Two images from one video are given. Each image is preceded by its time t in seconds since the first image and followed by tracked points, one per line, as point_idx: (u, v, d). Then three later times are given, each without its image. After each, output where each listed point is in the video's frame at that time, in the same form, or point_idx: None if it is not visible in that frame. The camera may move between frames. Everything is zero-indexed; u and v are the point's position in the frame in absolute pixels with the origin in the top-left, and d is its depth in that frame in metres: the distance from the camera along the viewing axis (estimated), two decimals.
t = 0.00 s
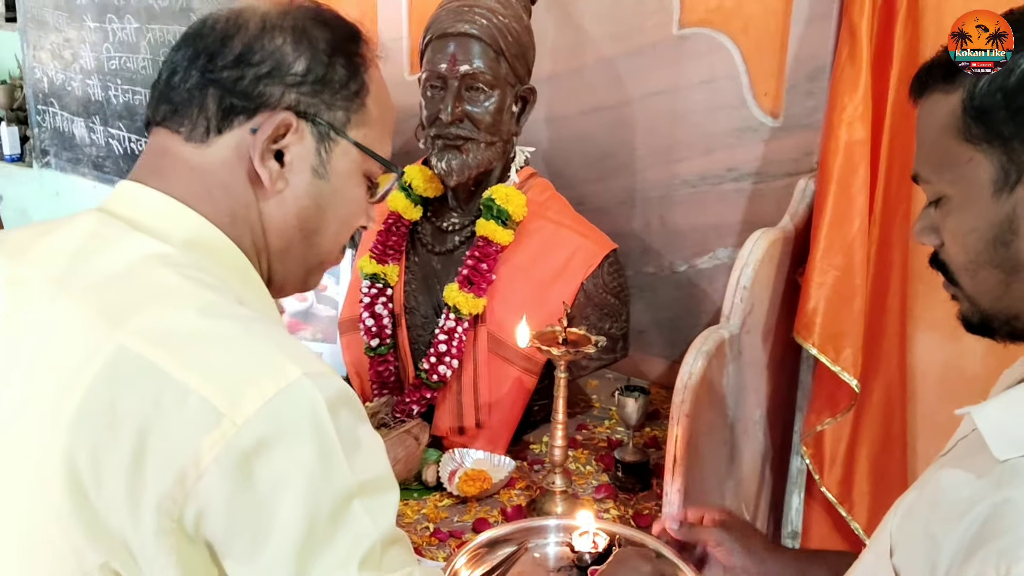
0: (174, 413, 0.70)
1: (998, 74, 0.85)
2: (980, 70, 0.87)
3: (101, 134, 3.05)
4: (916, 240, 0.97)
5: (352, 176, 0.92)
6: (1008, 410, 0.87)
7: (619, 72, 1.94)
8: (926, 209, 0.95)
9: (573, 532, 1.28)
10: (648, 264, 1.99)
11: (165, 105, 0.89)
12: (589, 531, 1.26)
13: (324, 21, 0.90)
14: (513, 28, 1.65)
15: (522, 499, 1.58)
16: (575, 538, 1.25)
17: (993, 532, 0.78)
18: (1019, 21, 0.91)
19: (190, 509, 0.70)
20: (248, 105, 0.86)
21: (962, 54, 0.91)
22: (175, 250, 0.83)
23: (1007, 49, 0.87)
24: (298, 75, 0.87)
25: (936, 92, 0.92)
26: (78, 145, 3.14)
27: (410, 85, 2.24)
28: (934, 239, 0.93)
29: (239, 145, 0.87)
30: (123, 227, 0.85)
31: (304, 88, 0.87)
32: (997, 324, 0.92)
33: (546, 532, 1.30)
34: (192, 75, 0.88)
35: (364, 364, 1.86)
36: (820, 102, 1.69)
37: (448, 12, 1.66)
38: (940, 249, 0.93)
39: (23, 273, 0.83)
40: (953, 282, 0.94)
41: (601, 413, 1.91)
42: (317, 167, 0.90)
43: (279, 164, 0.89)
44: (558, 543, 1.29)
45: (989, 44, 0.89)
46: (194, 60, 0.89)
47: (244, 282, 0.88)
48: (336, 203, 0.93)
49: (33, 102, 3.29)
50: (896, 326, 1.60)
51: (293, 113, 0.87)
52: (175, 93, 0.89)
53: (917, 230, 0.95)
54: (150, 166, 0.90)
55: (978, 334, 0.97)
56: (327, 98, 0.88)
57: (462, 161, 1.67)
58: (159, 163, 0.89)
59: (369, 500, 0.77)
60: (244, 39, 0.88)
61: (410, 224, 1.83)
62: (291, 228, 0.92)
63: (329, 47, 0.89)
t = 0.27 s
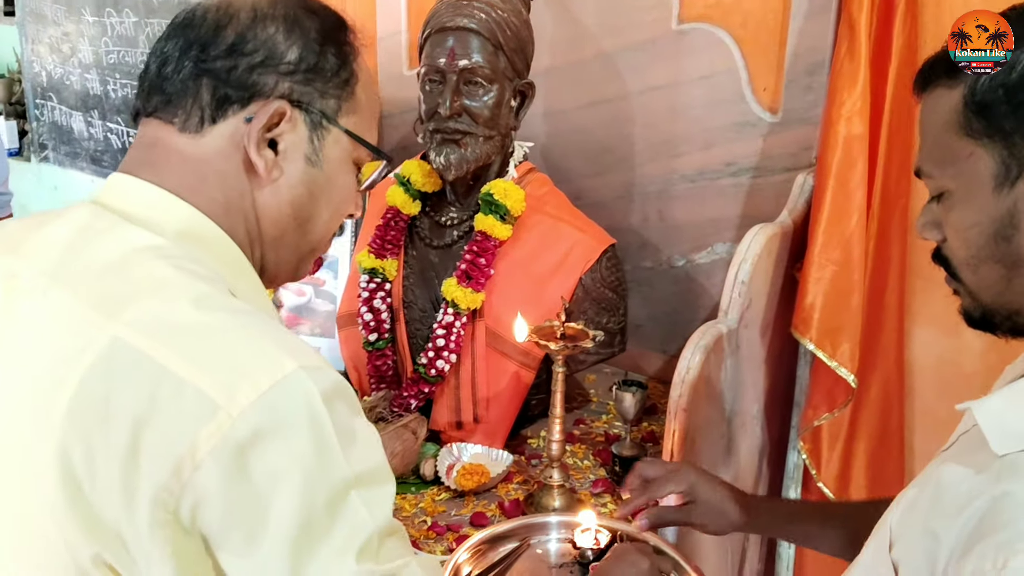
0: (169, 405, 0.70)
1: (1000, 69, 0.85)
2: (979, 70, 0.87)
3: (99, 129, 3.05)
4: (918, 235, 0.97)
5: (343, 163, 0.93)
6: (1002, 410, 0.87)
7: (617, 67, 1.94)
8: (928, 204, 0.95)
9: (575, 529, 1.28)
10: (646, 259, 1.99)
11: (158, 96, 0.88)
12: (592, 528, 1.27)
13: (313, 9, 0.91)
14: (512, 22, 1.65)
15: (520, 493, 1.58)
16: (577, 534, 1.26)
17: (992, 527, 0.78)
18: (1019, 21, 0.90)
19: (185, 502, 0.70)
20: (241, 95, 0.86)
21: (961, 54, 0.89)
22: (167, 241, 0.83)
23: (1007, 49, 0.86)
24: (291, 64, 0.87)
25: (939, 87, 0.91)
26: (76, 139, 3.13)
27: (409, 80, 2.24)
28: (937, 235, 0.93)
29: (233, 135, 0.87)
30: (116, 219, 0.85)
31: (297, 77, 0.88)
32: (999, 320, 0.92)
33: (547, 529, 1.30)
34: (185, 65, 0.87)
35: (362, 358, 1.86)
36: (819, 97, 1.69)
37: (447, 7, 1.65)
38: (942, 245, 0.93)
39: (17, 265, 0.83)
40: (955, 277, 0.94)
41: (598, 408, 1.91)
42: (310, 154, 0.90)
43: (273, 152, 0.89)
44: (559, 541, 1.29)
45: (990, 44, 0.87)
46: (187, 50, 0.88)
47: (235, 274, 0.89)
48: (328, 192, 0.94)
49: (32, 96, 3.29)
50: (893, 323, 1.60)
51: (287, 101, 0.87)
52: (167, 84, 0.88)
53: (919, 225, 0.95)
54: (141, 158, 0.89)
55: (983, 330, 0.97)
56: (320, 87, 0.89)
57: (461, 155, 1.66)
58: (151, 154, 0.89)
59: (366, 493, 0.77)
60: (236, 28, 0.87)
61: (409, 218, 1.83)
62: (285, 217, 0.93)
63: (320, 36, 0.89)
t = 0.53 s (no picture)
0: (162, 400, 0.70)
1: (1009, 65, 0.84)
2: (981, 70, 0.86)
3: (97, 124, 3.05)
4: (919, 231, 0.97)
5: (335, 156, 0.93)
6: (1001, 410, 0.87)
7: (616, 63, 1.94)
8: (930, 200, 0.95)
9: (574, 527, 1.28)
10: (643, 255, 2.00)
11: (148, 89, 0.88)
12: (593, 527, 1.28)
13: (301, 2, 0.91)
14: (510, 18, 1.65)
15: (517, 489, 1.59)
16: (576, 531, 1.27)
17: (997, 528, 0.78)
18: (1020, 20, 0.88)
19: (179, 497, 0.70)
20: (231, 87, 0.86)
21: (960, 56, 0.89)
22: (159, 236, 0.83)
23: (1007, 49, 0.85)
24: (280, 57, 0.88)
25: (942, 84, 0.91)
26: (74, 135, 3.13)
27: (406, 76, 2.24)
28: (939, 231, 0.93)
29: (223, 127, 0.87)
30: (107, 212, 0.85)
31: (287, 69, 0.88)
32: (999, 315, 0.92)
33: (548, 527, 1.30)
34: (173, 58, 0.87)
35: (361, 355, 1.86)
36: (817, 93, 1.69)
37: (444, 2, 1.65)
38: (944, 241, 0.93)
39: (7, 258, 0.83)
40: (956, 274, 0.94)
41: (596, 404, 1.91)
42: (300, 146, 0.90)
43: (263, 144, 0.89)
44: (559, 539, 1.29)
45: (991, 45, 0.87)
46: (175, 43, 0.88)
47: (226, 267, 0.89)
48: (320, 184, 0.94)
49: (30, 92, 3.28)
50: (891, 322, 1.59)
51: (277, 94, 0.88)
52: (156, 77, 0.88)
53: (920, 222, 0.95)
54: (132, 151, 0.89)
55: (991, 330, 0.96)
56: (309, 79, 0.89)
57: (459, 151, 1.66)
58: (141, 148, 0.89)
59: (362, 485, 0.77)
60: (225, 20, 0.87)
61: (407, 214, 1.83)
62: (277, 210, 0.93)
63: (309, 28, 0.90)
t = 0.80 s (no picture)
0: (157, 397, 0.71)
1: (1009, 66, 0.84)
2: (981, 70, 0.87)
3: (95, 123, 3.05)
4: (916, 232, 0.97)
5: (328, 154, 0.95)
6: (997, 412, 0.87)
7: (614, 63, 1.94)
8: (928, 201, 0.95)
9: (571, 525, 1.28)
10: (641, 254, 2.00)
11: (144, 87, 0.88)
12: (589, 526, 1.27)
13: None
14: (508, 18, 1.66)
15: (515, 488, 1.59)
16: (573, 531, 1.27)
17: (997, 529, 0.78)
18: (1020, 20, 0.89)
19: (173, 494, 0.70)
20: (228, 85, 0.86)
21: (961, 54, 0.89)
22: (155, 234, 0.83)
23: (1007, 49, 0.85)
24: (277, 55, 0.88)
25: (941, 86, 0.91)
26: (72, 133, 3.13)
27: (405, 75, 2.24)
28: (938, 232, 0.93)
29: (220, 125, 0.87)
30: (103, 211, 0.85)
31: (283, 67, 0.89)
32: (996, 315, 0.93)
33: (543, 526, 1.30)
34: (170, 55, 0.87)
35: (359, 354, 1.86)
36: (815, 94, 1.69)
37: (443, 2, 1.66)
38: (942, 242, 0.94)
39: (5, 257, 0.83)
40: (954, 275, 0.95)
41: (593, 404, 1.91)
42: (296, 145, 0.91)
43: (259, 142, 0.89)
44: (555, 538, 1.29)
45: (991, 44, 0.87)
46: (172, 41, 0.88)
47: (222, 264, 0.89)
48: (314, 180, 0.95)
49: (27, 90, 3.28)
50: (887, 324, 1.60)
51: (273, 92, 0.88)
52: (153, 74, 0.88)
53: (919, 222, 0.95)
54: (127, 149, 0.89)
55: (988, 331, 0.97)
56: (305, 77, 0.90)
57: (457, 150, 1.67)
58: (136, 146, 0.89)
59: (351, 487, 0.77)
60: (222, 18, 0.88)
61: (405, 214, 1.84)
62: (272, 207, 0.94)
63: (304, 27, 0.91)
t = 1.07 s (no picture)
0: (153, 397, 0.71)
1: (1007, 70, 0.85)
2: (980, 70, 0.87)
3: (94, 124, 3.05)
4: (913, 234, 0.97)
5: (322, 160, 0.96)
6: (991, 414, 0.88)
7: (612, 66, 1.94)
8: (925, 204, 0.96)
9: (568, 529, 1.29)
10: (638, 256, 2.01)
11: (149, 87, 0.86)
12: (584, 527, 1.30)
13: (302, 8, 0.92)
14: (506, 20, 1.66)
15: (512, 489, 1.59)
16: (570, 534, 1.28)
17: (992, 532, 0.78)
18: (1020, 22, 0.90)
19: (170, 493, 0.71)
20: (242, 93, 0.86)
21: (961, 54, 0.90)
22: (149, 235, 0.84)
23: (1007, 49, 0.86)
24: (288, 65, 0.89)
25: (941, 88, 0.92)
26: (71, 134, 3.13)
27: (404, 77, 2.24)
28: (934, 235, 0.94)
29: (230, 131, 0.87)
30: (98, 212, 0.86)
31: (293, 77, 0.89)
32: (993, 317, 0.93)
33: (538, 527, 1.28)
34: (181, 58, 0.85)
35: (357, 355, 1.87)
36: (812, 96, 1.70)
37: (443, 4, 1.66)
38: (939, 245, 0.94)
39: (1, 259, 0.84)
40: (951, 278, 0.95)
41: (591, 405, 1.92)
42: (297, 153, 0.93)
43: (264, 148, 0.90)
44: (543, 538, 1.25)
45: (991, 44, 0.88)
46: (182, 43, 0.86)
47: (215, 262, 0.90)
48: (309, 186, 0.96)
49: (25, 91, 3.27)
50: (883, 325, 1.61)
51: (283, 101, 0.89)
52: (159, 75, 0.86)
53: (915, 225, 0.96)
54: (121, 149, 0.89)
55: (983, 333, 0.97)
56: (311, 87, 0.91)
57: (456, 152, 1.67)
58: (135, 146, 0.87)
59: (343, 488, 0.78)
60: (235, 24, 0.87)
61: (403, 215, 1.84)
62: (268, 212, 0.94)
63: (311, 37, 0.92)
